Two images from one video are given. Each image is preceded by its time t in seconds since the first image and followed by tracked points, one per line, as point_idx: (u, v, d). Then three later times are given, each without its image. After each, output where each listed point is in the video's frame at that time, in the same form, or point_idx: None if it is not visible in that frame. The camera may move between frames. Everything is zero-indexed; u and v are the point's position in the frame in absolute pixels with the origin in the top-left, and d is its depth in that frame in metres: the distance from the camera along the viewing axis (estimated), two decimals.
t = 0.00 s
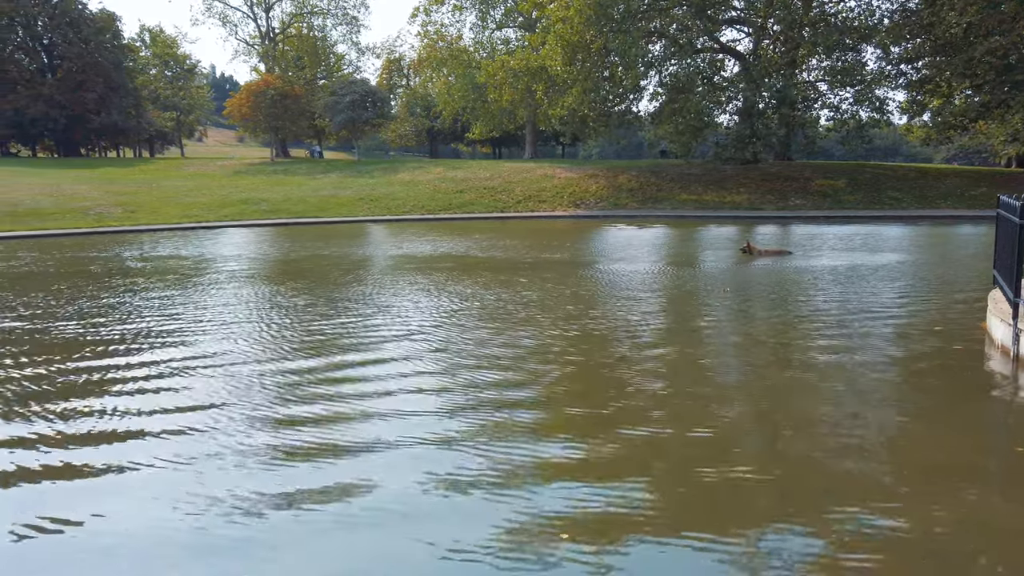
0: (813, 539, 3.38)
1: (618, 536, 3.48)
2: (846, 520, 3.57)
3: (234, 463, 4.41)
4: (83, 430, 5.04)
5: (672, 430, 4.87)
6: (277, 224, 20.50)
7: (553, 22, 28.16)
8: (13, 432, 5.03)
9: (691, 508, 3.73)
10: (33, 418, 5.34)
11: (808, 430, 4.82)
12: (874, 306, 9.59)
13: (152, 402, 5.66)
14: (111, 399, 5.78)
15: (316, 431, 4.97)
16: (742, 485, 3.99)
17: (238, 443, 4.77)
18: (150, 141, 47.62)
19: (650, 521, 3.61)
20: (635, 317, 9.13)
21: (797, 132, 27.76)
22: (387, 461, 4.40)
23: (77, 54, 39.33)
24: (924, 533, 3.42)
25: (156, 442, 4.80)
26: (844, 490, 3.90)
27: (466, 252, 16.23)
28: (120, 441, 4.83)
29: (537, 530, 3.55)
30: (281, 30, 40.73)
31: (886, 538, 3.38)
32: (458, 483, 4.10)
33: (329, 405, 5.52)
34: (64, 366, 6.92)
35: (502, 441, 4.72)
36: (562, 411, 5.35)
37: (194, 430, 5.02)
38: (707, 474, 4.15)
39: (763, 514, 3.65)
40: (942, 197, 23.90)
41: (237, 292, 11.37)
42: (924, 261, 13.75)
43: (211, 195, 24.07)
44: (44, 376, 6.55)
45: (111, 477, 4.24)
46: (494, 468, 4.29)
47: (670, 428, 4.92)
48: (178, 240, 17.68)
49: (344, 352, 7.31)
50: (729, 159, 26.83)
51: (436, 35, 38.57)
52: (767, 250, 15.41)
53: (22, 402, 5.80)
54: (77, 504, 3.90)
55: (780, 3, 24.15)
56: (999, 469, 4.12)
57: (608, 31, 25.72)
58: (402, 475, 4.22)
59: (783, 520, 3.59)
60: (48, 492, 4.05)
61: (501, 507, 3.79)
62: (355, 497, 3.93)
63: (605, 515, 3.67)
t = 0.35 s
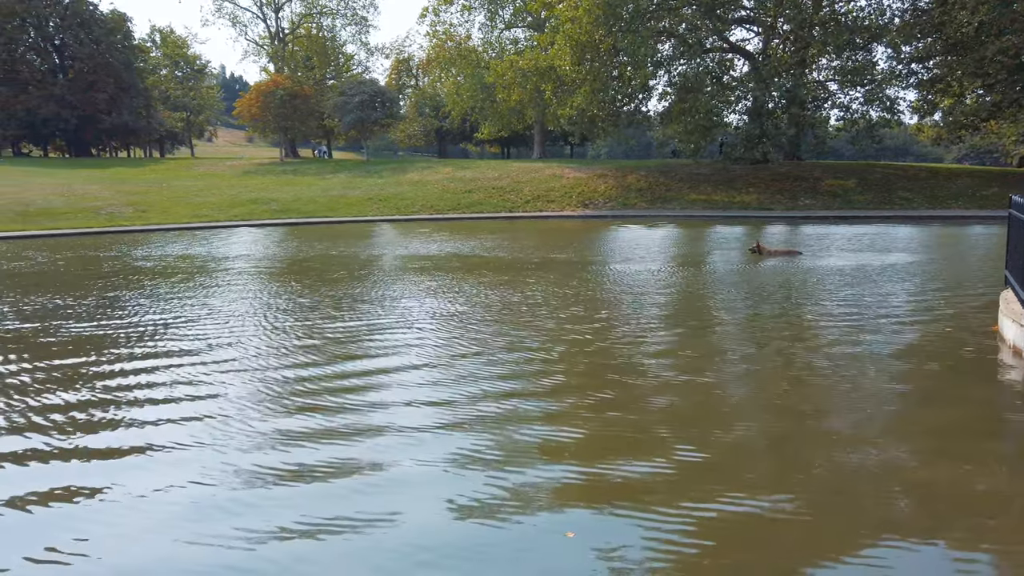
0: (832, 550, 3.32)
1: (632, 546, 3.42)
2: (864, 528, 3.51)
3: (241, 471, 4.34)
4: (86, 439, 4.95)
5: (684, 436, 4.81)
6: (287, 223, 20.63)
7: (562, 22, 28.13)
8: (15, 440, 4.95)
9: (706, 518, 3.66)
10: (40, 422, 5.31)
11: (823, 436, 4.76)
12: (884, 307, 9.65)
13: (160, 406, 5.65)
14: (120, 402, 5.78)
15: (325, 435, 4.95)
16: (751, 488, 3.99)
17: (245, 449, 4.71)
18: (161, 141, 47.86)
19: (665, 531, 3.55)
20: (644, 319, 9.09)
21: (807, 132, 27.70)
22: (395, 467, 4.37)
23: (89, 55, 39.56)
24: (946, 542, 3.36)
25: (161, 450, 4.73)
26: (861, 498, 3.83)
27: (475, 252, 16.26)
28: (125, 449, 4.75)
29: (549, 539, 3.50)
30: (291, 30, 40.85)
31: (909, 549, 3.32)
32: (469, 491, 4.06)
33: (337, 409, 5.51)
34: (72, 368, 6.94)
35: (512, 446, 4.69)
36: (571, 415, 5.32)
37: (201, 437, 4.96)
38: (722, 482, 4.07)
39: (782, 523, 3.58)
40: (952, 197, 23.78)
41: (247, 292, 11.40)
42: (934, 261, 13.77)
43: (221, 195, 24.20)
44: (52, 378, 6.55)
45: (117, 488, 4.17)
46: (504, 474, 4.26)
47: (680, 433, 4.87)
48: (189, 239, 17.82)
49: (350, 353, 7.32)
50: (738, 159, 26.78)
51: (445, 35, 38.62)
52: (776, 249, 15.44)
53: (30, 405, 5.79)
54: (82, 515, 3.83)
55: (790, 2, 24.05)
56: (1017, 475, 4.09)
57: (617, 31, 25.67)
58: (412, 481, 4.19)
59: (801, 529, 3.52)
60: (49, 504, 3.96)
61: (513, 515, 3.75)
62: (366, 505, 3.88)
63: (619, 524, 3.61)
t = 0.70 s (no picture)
0: (844, 559, 3.26)
1: (639, 555, 3.37)
2: (875, 539, 3.44)
3: (244, 480, 4.30)
4: (86, 447, 4.87)
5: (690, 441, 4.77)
6: (296, 222, 20.67)
7: (571, 21, 28.06)
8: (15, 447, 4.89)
9: (716, 526, 3.62)
10: (42, 427, 5.29)
11: (831, 440, 4.71)
12: (894, 307, 9.59)
13: (164, 410, 5.63)
14: (124, 406, 5.76)
15: (329, 440, 4.94)
16: (762, 496, 3.91)
17: (249, 456, 4.68)
18: (171, 140, 48.08)
19: (672, 540, 3.50)
20: (651, 320, 9.05)
21: (817, 130, 27.60)
22: (399, 473, 4.35)
23: (99, 54, 39.76)
24: (960, 549, 3.32)
25: (162, 459, 4.67)
26: (873, 506, 3.78)
27: (482, 251, 16.26)
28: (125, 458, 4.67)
29: (557, 550, 3.44)
30: (300, 30, 40.91)
31: (925, 558, 3.25)
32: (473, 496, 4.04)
33: (342, 413, 5.49)
34: (76, 370, 6.94)
35: (517, 452, 4.64)
36: (577, 418, 5.29)
37: (204, 444, 4.91)
38: (731, 488, 4.02)
39: (792, 532, 3.52)
40: (964, 196, 23.61)
41: (254, 293, 11.42)
42: (945, 260, 13.69)
43: (230, 194, 24.26)
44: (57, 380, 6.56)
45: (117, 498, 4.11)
46: (509, 479, 4.23)
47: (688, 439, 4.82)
48: (199, 238, 17.88)
49: (354, 357, 7.29)
50: (748, 157, 26.69)
51: (453, 34, 38.62)
52: (786, 248, 15.38)
53: (34, 409, 5.76)
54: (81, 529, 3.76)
55: None
56: None
57: (626, 29, 25.57)
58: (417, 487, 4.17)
59: (813, 538, 3.47)
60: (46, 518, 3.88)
61: (517, 521, 3.72)
62: (370, 513, 3.86)
63: (626, 532, 3.57)
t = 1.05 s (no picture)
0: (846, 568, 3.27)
1: (642, 562, 3.37)
2: (883, 546, 3.45)
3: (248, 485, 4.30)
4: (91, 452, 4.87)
5: (697, 447, 4.75)
6: (305, 223, 20.76)
7: (579, 22, 28.05)
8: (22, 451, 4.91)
9: (722, 533, 3.61)
10: (52, 429, 5.34)
11: (839, 446, 4.69)
12: (902, 308, 9.59)
13: (171, 411, 5.69)
14: (132, 408, 5.82)
15: (336, 441, 4.99)
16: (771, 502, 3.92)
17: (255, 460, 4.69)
18: (180, 140, 48.31)
19: (674, 547, 3.50)
20: (659, 321, 9.07)
21: (825, 130, 27.57)
22: (405, 478, 4.34)
23: (109, 56, 39.96)
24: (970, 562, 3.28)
25: (174, 461, 4.70)
26: (882, 513, 3.75)
27: (491, 251, 16.29)
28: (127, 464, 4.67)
29: (567, 554, 3.47)
30: (308, 31, 41.03)
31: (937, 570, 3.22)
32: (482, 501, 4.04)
33: (349, 416, 5.54)
34: (85, 370, 7.01)
35: (526, 455, 4.67)
36: (585, 420, 5.32)
37: (211, 447, 4.93)
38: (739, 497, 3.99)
39: (797, 540, 3.52)
40: (973, 197, 23.55)
41: (262, 293, 11.50)
42: (954, 261, 13.68)
43: (239, 195, 24.36)
44: (66, 381, 6.63)
45: (121, 503, 4.12)
46: (513, 482, 4.27)
47: (693, 443, 4.80)
48: (208, 238, 17.98)
49: (363, 360, 7.27)
50: (756, 158, 26.68)
51: (461, 35, 38.69)
52: (795, 249, 15.39)
53: (45, 411, 5.79)
54: (86, 535, 3.78)
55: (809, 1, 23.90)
56: None
57: (634, 30, 25.55)
58: (424, 488, 4.21)
59: (821, 547, 3.45)
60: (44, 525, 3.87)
61: (521, 524, 3.76)
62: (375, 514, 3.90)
63: (629, 536, 3.60)
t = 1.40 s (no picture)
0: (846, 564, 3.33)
1: (646, 557, 3.44)
2: (876, 535, 3.59)
3: (255, 480, 4.36)
4: (100, 447, 4.94)
5: (698, 445, 4.81)
6: (311, 223, 20.91)
7: (584, 24, 28.13)
8: (31, 445, 4.99)
9: (718, 522, 3.77)
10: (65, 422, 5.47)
11: (842, 446, 4.73)
12: (904, 308, 9.71)
13: (182, 406, 5.81)
14: (143, 402, 5.94)
15: (345, 437, 5.07)
16: (764, 494, 4.06)
17: (262, 456, 4.76)
18: (186, 141, 48.54)
19: (676, 543, 3.57)
20: (663, 321, 9.18)
21: (829, 132, 27.66)
22: (412, 474, 4.43)
23: (116, 57, 40.14)
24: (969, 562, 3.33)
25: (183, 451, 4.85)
26: (883, 514, 3.81)
27: (498, 252, 16.39)
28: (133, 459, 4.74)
29: (572, 539, 3.63)
30: (314, 33, 41.17)
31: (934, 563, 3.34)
32: (489, 495, 4.13)
33: (358, 411, 5.65)
34: (98, 367, 7.16)
35: (532, 449, 4.81)
36: (590, 418, 5.41)
37: (220, 442, 5.01)
38: (741, 497, 4.04)
39: (797, 538, 3.58)
40: (977, 199, 23.64)
41: (270, 293, 11.64)
42: (958, 262, 13.80)
43: (246, 196, 24.49)
44: (79, 377, 6.77)
45: (129, 498, 4.18)
46: (519, 477, 4.35)
47: (696, 441, 4.87)
48: (216, 239, 18.12)
49: (369, 357, 7.39)
50: (761, 160, 26.78)
51: (466, 37, 38.82)
52: (801, 249, 15.53)
53: (59, 405, 5.92)
54: (106, 520, 3.92)
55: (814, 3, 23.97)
56: None
57: (640, 33, 25.59)
58: (431, 484, 4.28)
59: (822, 544, 3.50)
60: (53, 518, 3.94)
61: (526, 511, 3.92)
62: (384, 511, 3.97)
63: (630, 525, 3.74)
